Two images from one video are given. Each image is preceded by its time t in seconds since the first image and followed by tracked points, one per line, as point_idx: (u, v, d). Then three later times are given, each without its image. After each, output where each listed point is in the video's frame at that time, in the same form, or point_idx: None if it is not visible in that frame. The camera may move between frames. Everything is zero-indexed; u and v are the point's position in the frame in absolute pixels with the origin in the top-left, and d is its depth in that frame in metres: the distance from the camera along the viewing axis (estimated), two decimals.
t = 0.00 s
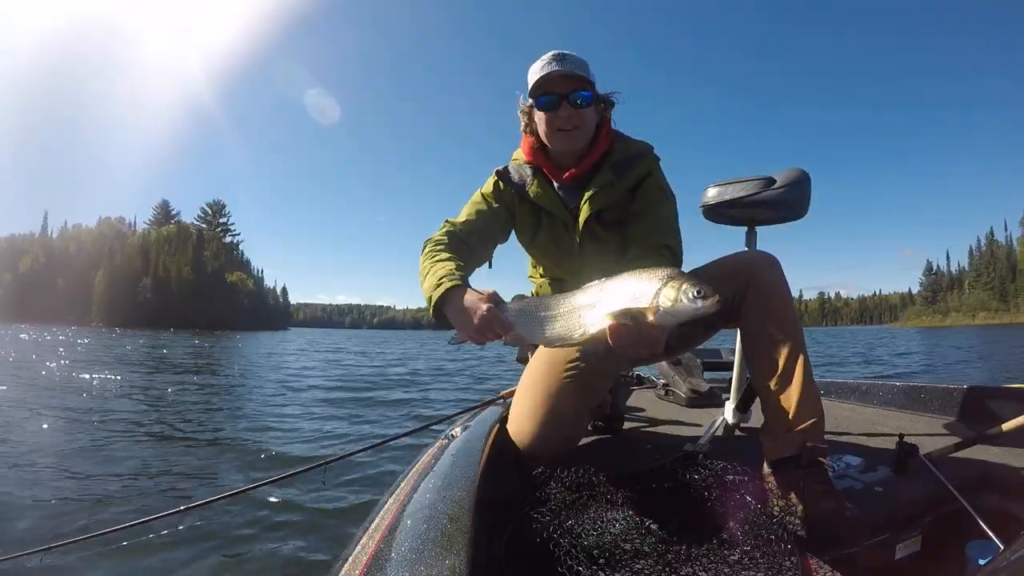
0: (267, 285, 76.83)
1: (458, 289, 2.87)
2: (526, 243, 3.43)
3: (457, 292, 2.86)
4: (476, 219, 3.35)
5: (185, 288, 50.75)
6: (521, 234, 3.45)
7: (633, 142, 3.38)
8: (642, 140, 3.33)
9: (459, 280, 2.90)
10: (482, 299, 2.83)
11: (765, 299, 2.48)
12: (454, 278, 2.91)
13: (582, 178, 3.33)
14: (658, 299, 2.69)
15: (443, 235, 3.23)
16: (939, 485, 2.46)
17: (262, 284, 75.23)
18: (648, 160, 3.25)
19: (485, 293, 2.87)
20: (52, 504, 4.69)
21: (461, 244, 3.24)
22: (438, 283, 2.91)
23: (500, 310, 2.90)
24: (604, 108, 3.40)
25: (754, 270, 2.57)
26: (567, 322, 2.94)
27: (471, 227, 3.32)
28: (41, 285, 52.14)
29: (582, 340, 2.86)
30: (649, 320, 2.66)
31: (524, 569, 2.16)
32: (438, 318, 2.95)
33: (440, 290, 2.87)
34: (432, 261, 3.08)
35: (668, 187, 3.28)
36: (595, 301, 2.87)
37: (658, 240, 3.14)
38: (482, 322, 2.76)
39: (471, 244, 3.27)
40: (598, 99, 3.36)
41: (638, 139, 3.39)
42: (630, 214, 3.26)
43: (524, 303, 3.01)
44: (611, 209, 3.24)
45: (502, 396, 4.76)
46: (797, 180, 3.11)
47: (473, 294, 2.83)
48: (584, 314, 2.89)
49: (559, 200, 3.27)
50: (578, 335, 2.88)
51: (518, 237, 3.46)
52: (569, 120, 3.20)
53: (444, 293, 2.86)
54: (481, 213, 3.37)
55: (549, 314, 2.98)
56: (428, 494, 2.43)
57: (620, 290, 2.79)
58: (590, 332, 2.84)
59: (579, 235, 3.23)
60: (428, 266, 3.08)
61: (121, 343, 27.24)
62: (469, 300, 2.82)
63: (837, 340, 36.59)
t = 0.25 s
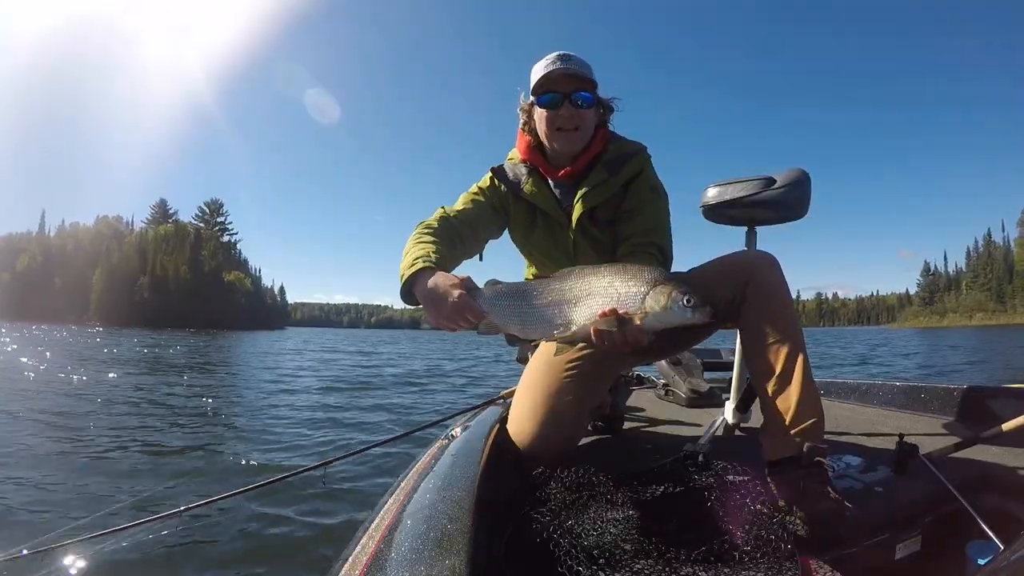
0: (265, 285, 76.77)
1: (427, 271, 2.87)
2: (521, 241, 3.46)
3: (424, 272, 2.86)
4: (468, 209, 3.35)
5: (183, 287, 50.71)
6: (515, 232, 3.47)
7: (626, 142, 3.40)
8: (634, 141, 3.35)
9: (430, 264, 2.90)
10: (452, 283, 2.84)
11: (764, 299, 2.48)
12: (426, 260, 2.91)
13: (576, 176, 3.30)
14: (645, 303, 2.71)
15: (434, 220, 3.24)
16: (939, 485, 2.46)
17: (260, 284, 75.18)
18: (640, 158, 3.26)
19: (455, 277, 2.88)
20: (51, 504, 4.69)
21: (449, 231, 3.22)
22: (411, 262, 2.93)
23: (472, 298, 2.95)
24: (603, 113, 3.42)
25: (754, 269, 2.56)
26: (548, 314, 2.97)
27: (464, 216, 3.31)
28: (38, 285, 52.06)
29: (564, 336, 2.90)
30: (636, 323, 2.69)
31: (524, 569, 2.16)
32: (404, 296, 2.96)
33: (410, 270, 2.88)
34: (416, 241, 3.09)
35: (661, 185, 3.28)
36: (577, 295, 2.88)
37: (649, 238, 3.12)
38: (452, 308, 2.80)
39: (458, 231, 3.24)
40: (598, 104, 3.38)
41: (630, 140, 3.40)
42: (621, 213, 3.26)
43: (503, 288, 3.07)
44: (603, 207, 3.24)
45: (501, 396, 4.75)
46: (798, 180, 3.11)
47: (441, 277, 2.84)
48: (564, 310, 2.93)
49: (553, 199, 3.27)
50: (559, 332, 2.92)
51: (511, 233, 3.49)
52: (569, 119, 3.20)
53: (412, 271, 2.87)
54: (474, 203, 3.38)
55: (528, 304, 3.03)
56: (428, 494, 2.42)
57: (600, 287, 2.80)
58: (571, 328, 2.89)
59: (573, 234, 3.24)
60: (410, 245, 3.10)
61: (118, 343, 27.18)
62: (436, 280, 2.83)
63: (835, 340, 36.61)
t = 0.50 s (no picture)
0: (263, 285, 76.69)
1: (421, 275, 2.88)
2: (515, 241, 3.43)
3: (419, 277, 2.88)
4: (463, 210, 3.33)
5: (180, 287, 50.64)
6: (510, 233, 3.44)
7: (618, 139, 3.36)
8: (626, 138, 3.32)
9: (424, 267, 2.91)
10: (445, 287, 2.83)
11: (759, 298, 2.48)
12: (420, 264, 2.92)
13: (570, 177, 3.30)
14: (645, 305, 2.71)
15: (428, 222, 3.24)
16: (939, 485, 2.46)
17: (258, 284, 75.12)
18: (632, 156, 3.24)
19: (448, 282, 2.88)
20: (51, 505, 4.68)
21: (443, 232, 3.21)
22: (406, 266, 2.94)
23: (467, 301, 2.94)
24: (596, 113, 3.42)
25: (749, 268, 2.57)
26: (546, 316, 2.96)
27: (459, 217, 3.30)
28: (36, 284, 51.98)
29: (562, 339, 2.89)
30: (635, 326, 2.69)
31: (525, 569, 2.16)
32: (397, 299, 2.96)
33: (404, 274, 2.90)
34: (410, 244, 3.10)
35: (654, 183, 3.26)
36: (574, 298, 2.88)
37: (642, 239, 3.12)
38: (447, 312, 2.78)
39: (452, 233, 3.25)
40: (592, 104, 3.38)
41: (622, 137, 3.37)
42: (615, 212, 3.24)
43: (498, 291, 3.07)
44: (597, 206, 3.22)
45: (501, 396, 4.75)
46: (797, 180, 3.11)
47: (435, 281, 2.84)
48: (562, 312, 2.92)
49: (548, 200, 3.24)
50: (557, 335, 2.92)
51: (506, 234, 3.47)
52: (562, 120, 3.21)
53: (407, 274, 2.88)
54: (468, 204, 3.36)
55: (524, 307, 3.02)
56: (428, 494, 2.42)
57: (600, 290, 2.80)
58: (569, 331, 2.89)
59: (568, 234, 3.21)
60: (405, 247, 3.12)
61: (115, 343, 27.15)
62: (431, 284, 2.83)
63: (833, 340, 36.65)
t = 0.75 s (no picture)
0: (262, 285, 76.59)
1: (424, 282, 2.93)
2: (512, 243, 3.43)
3: (422, 284, 2.91)
4: (459, 215, 3.33)
5: (178, 287, 50.60)
6: (506, 235, 3.45)
7: (613, 139, 3.35)
8: (620, 137, 3.30)
9: (426, 274, 2.96)
10: (446, 293, 2.87)
11: (757, 297, 2.48)
12: (422, 270, 2.97)
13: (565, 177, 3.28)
14: (648, 304, 2.70)
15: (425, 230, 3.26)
16: (939, 485, 2.46)
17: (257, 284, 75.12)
18: (627, 156, 3.22)
19: (450, 288, 2.91)
20: (50, 507, 4.67)
21: (441, 239, 3.23)
22: (405, 274, 2.97)
23: (469, 307, 2.95)
24: (589, 113, 3.42)
25: (746, 268, 2.58)
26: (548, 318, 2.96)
27: (455, 222, 3.30)
28: (34, 284, 51.94)
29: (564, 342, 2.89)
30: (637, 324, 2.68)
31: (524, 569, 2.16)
32: (402, 308, 3.00)
33: (407, 282, 2.94)
34: (407, 252, 3.14)
35: (649, 181, 3.25)
36: (577, 300, 2.88)
37: (639, 237, 3.09)
38: (448, 319, 2.81)
39: (450, 239, 3.26)
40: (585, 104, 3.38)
41: (616, 137, 3.36)
42: (611, 212, 3.23)
43: (500, 297, 3.09)
44: (592, 207, 3.21)
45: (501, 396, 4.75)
46: (798, 180, 3.11)
47: (438, 288, 2.89)
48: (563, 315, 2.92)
49: (542, 202, 3.24)
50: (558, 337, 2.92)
51: (502, 236, 3.46)
52: (556, 122, 3.22)
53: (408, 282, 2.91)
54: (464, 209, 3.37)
55: (526, 311, 3.03)
56: (428, 494, 2.42)
57: (603, 293, 2.79)
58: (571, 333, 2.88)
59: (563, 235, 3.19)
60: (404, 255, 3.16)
61: (112, 343, 27.12)
62: (433, 292, 2.87)
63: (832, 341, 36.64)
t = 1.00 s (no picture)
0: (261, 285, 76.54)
1: (439, 289, 2.97)
2: (512, 245, 3.45)
3: (439, 292, 2.95)
4: (456, 221, 3.43)
5: (176, 287, 50.55)
6: (506, 237, 3.45)
7: (610, 139, 3.31)
8: (618, 138, 3.26)
9: (441, 280, 3.01)
10: (460, 297, 2.88)
11: (757, 297, 2.48)
12: (436, 278, 3.01)
13: (562, 180, 3.26)
14: (648, 296, 2.70)
15: (423, 237, 3.35)
16: (939, 485, 2.46)
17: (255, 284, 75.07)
18: (625, 156, 3.19)
19: (465, 292, 2.92)
20: (48, 508, 4.66)
21: (440, 246, 3.35)
22: (420, 284, 3.01)
23: (481, 310, 2.93)
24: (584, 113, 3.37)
25: (746, 268, 2.57)
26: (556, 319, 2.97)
27: (452, 228, 3.40)
28: (31, 284, 51.88)
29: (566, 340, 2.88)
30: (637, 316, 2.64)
31: (524, 569, 2.16)
32: (422, 318, 3.03)
33: (423, 291, 2.96)
34: (412, 262, 3.18)
35: (648, 181, 3.20)
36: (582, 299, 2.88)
37: (639, 238, 3.05)
38: (462, 321, 2.80)
39: (449, 246, 3.38)
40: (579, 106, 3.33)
41: (614, 137, 3.32)
42: (610, 212, 3.20)
43: (510, 300, 3.11)
44: (591, 208, 3.19)
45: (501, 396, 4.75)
46: (798, 180, 3.10)
47: (452, 293, 2.91)
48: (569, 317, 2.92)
49: (541, 204, 3.25)
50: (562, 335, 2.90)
51: (500, 238, 3.50)
52: (552, 131, 3.20)
53: (426, 292, 2.95)
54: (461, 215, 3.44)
55: (535, 313, 3.05)
56: (428, 494, 2.42)
57: (608, 292, 2.80)
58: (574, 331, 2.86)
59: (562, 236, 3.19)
60: (409, 267, 3.17)
61: (109, 343, 27.09)
62: (448, 298, 2.89)
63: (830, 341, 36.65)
